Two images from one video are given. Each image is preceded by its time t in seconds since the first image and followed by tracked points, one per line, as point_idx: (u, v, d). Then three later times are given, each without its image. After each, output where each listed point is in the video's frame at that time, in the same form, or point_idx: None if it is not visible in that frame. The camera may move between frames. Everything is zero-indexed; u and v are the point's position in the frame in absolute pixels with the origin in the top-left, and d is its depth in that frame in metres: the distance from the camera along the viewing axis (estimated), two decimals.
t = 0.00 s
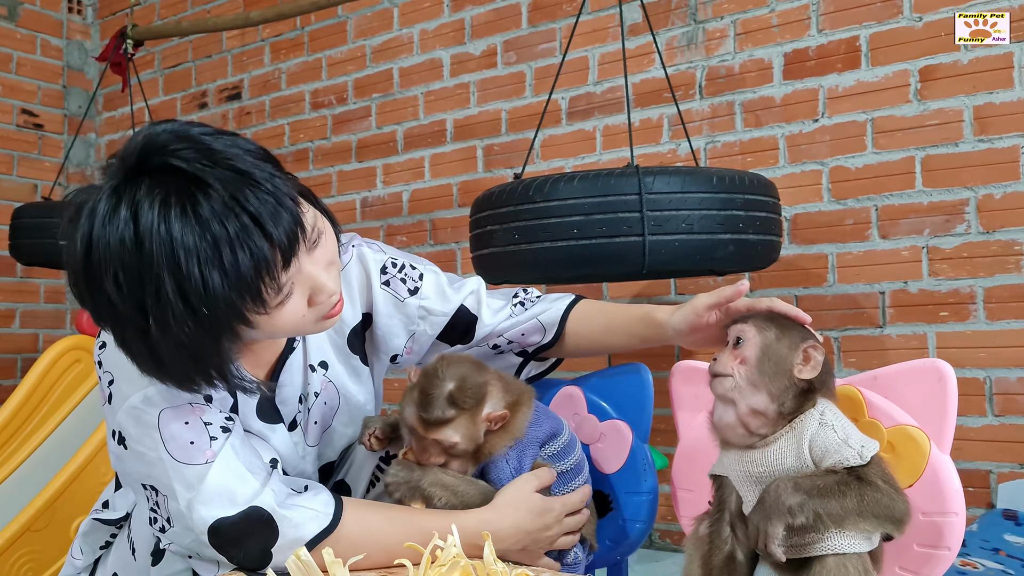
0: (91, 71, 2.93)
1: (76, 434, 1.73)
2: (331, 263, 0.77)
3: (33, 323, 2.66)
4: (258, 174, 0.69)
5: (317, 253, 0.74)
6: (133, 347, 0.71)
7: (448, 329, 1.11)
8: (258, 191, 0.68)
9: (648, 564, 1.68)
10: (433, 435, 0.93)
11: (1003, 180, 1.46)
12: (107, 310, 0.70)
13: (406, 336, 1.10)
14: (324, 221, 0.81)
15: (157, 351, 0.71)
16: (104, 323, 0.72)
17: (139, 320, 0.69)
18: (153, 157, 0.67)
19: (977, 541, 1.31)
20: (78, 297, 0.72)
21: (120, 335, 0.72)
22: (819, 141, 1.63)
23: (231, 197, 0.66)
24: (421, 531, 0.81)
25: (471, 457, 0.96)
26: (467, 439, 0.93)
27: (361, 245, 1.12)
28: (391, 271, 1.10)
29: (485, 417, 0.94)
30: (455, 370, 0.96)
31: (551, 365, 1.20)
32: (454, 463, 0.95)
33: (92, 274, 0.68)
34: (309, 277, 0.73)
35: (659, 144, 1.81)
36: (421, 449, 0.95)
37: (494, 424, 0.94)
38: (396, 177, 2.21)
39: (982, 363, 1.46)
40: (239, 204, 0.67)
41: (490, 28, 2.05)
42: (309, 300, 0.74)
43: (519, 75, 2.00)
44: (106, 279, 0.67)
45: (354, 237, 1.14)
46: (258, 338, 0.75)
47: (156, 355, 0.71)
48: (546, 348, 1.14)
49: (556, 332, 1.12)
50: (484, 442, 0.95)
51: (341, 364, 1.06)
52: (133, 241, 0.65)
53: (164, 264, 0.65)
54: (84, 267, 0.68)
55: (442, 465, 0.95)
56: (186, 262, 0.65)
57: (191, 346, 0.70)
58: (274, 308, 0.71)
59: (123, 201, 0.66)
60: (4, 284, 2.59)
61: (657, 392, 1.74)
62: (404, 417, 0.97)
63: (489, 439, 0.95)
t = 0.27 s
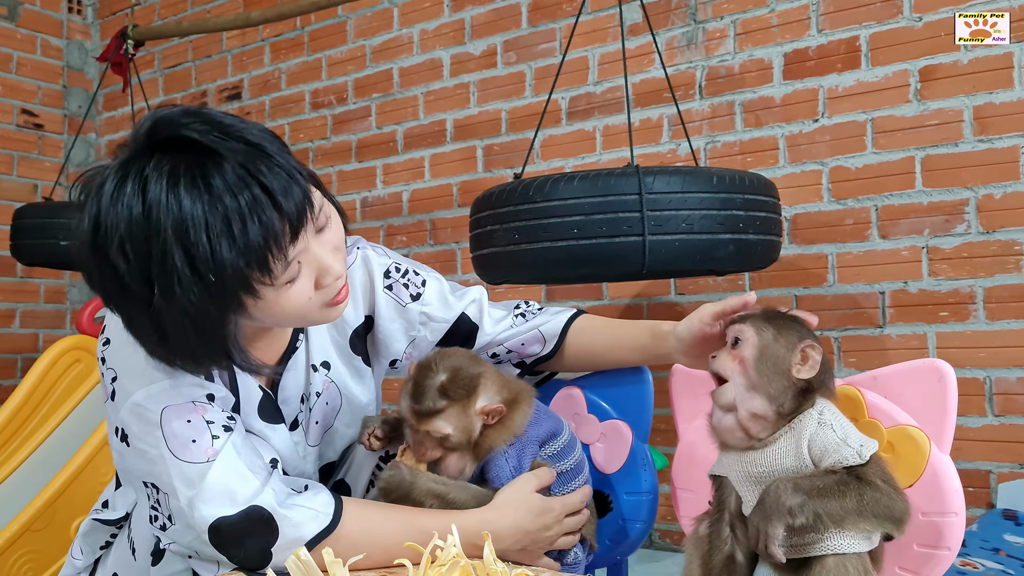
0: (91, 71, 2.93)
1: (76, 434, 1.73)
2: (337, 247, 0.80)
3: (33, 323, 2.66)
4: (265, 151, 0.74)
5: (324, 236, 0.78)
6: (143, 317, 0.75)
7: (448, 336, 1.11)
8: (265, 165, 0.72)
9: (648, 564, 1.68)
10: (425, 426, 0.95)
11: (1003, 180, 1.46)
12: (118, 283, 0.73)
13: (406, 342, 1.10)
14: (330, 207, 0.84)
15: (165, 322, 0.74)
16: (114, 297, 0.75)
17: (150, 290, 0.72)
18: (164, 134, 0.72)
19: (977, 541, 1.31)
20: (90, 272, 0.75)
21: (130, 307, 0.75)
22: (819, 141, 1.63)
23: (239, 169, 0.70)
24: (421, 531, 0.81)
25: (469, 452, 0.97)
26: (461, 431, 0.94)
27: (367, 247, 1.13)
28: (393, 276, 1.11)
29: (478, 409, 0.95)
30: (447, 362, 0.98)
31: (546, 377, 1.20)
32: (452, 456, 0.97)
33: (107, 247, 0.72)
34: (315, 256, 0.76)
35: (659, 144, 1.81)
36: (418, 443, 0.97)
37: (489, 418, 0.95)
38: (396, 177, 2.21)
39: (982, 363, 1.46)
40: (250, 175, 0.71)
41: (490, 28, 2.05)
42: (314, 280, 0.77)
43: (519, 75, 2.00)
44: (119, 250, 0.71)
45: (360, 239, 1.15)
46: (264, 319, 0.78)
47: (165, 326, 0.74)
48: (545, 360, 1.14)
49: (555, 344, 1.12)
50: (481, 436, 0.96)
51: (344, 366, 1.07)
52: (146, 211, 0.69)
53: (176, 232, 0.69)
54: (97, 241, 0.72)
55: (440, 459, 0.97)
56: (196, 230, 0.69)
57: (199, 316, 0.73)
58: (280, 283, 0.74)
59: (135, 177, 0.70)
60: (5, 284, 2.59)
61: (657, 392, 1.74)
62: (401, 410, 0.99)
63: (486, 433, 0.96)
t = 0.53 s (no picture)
0: (91, 71, 2.93)
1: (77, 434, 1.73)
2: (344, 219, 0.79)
3: (33, 323, 2.66)
4: (292, 103, 0.75)
5: (331, 206, 0.77)
6: (142, 247, 0.73)
7: (433, 323, 1.09)
8: (289, 113, 0.73)
9: (648, 563, 1.68)
10: (417, 417, 0.95)
11: (1003, 180, 1.46)
12: (124, 207, 0.72)
13: (392, 327, 1.09)
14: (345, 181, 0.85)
15: (168, 260, 0.72)
16: (118, 226, 0.74)
17: (153, 216, 0.71)
18: (199, 71, 0.74)
19: (978, 541, 1.31)
20: (99, 199, 0.75)
21: (131, 235, 0.73)
22: (819, 141, 1.63)
23: (264, 110, 0.71)
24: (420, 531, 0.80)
25: (469, 446, 0.95)
26: (453, 420, 0.94)
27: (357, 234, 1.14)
28: (380, 262, 1.10)
29: (471, 398, 0.94)
30: (438, 355, 0.99)
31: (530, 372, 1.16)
32: (451, 451, 0.95)
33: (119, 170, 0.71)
34: (318, 223, 0.75)
35: (659, 144, 1.81)
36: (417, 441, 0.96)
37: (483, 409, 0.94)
38: (396, 177, 2.22)
39: (982, 363, 1.46)
40: (272, 120, 0.71)
41: (490, 28, 2.05)
42: (314, 247, 0.75)
43: (519, 75, 2.00)
44: (131, 172, 0.70)
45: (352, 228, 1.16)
46: (260, 279, 0.75)
47: (164, 258, 0.72)
48: (530, 349, 1.11)
49: (540, 331, 1.09)
50: (478, 428, 0.95)
51: (334, 349, 1.05)
52: (164, 135, 0.69)
53: (190, 157, 0.68)
54: (112, 163, 0.72)
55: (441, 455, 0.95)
56: (211, 159, 0.68)
57: (199, 250, 0.71)
58: (284, 235, 0.73)
59: (162, 105, 0.71)
60: (5, 284, 2.59)
61: (657, 392, 1.74)
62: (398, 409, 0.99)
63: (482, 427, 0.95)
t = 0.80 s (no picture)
0: (91, 71, 2.93)
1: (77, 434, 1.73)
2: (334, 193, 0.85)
3: (33, 323, 2.66)
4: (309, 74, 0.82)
5: (324, 180, 0.83)
6: (138, 176, 0.76)
7: (389, 302, 1.11)
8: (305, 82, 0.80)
9: (648, 564, 1.68)
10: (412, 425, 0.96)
11: (1003, 180, 1.46)
12: (128, 135, 0.76)
13: (351, 305, 1.11)
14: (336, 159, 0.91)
15: (167, 200, 0.76)
16: (117, 154, 0.77)
17: (156, 146, 0.75)
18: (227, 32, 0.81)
19: (977, 541, 1.31)
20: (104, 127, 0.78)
21: (129, 162, 0.76)
22: (819, 141, 1.63)
23: (283, 74, 0.78)
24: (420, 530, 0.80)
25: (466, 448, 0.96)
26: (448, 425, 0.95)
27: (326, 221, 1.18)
28: (344, 242, 1.14)
29: (465, 403, 0.96)
30: (431, 360, 1.01)
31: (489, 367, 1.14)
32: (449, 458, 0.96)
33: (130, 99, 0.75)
34: (309, 191, 0.80)
35: (659, 144, 1.81)
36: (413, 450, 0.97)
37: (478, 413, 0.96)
38: (396, 177, 2.21)
39: (982, 363, 1.46)
40: (287, 85, 0.78)
41: (490, 28, 2.05)
42: (301, 213, 0.80)
43: (519, 75, 2.00)
44: (141, 103, 0.75)
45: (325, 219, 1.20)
46: (244, 236, 0.79)
47: (158, 189, 0.76)
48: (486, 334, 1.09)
49: (497, 316, 1.07)
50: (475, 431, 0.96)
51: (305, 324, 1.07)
52: (182, 75, 0.75)
53: (205, 98, 0.73)
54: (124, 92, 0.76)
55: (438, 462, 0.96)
56: (225, 103, 0.74)
57: (195, 186, 0.75)
58: (276, 191, 0.78)
59: (187, 52, 0.77)
60: (5, 284, 2.59)
61: (657, 392, 1.74)
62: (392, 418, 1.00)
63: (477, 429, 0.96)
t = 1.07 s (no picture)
0: (91, 71, 2.93)
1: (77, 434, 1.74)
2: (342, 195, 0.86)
3: (33, 323, 2.66)
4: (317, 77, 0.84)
5: (332, 184, 0.84)
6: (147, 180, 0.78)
7: (387, 317, 1.11)
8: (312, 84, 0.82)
9: (648, 564, 1.68)
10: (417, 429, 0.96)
11: (1003, 180, 1.46)
12: (138, 141, 0.78)
13: (350, 317, 1.11)
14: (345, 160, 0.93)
15: (176, 203, 0.78)
16: (129, 159, 0.80)
17: (165, 151, 0.77)
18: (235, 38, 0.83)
19: (977, 541, 1.31)
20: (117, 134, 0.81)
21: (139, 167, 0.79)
22: (819, 141, 1.63)
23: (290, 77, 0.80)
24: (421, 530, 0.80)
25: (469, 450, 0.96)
26: (452, 427, 0.95)
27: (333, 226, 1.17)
28: (346, 252, 1.14)
29: (467, 403, 0.96)
30: (429, 363, 1.00)
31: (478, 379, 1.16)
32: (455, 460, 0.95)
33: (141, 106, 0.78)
34: (317, 194, 0.82)
35: (659, 144, 1.81)
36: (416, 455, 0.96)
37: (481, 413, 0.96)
38: (396, 177, 2.22)
39: (982, 363, 1.46)
40: (292, 86, 0.79)
41: (490, 28, 2.05)
42: (308, 216, 0.82)
43: (519, 75, 2.00)
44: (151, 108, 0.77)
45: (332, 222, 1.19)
46: (251, 239, 0.81)
47: (167, 193, 0.78)
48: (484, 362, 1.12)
49: (498, 346, 1.10)
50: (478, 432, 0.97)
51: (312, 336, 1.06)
52: (190, 80, 0.77)
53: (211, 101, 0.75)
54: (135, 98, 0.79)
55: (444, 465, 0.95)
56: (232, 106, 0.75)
57: (203, 189, 0.77)
58: (284, 194, 0.79)
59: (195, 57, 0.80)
60: (5, 284, 2.59)
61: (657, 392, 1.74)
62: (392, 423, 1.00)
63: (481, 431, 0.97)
